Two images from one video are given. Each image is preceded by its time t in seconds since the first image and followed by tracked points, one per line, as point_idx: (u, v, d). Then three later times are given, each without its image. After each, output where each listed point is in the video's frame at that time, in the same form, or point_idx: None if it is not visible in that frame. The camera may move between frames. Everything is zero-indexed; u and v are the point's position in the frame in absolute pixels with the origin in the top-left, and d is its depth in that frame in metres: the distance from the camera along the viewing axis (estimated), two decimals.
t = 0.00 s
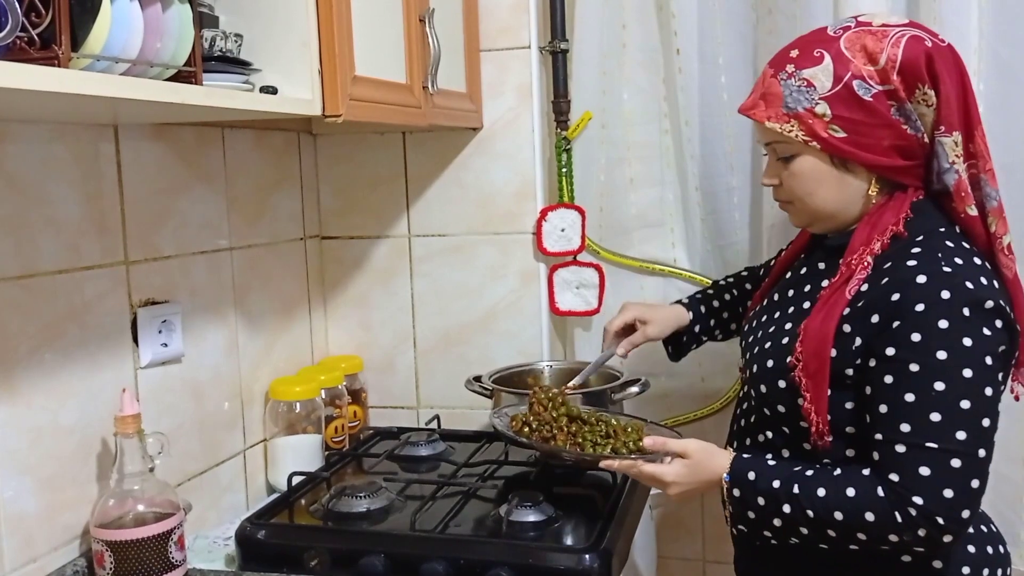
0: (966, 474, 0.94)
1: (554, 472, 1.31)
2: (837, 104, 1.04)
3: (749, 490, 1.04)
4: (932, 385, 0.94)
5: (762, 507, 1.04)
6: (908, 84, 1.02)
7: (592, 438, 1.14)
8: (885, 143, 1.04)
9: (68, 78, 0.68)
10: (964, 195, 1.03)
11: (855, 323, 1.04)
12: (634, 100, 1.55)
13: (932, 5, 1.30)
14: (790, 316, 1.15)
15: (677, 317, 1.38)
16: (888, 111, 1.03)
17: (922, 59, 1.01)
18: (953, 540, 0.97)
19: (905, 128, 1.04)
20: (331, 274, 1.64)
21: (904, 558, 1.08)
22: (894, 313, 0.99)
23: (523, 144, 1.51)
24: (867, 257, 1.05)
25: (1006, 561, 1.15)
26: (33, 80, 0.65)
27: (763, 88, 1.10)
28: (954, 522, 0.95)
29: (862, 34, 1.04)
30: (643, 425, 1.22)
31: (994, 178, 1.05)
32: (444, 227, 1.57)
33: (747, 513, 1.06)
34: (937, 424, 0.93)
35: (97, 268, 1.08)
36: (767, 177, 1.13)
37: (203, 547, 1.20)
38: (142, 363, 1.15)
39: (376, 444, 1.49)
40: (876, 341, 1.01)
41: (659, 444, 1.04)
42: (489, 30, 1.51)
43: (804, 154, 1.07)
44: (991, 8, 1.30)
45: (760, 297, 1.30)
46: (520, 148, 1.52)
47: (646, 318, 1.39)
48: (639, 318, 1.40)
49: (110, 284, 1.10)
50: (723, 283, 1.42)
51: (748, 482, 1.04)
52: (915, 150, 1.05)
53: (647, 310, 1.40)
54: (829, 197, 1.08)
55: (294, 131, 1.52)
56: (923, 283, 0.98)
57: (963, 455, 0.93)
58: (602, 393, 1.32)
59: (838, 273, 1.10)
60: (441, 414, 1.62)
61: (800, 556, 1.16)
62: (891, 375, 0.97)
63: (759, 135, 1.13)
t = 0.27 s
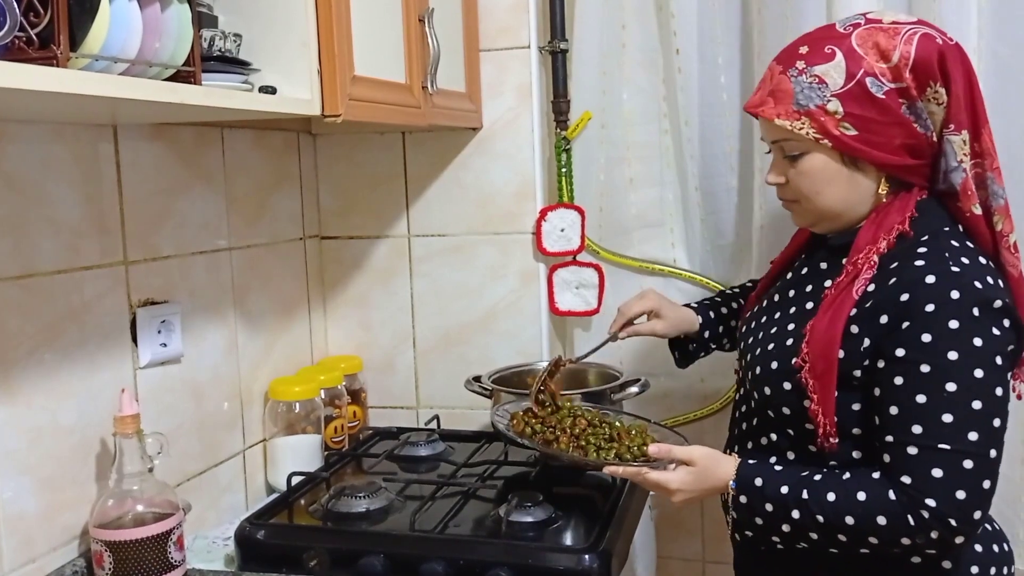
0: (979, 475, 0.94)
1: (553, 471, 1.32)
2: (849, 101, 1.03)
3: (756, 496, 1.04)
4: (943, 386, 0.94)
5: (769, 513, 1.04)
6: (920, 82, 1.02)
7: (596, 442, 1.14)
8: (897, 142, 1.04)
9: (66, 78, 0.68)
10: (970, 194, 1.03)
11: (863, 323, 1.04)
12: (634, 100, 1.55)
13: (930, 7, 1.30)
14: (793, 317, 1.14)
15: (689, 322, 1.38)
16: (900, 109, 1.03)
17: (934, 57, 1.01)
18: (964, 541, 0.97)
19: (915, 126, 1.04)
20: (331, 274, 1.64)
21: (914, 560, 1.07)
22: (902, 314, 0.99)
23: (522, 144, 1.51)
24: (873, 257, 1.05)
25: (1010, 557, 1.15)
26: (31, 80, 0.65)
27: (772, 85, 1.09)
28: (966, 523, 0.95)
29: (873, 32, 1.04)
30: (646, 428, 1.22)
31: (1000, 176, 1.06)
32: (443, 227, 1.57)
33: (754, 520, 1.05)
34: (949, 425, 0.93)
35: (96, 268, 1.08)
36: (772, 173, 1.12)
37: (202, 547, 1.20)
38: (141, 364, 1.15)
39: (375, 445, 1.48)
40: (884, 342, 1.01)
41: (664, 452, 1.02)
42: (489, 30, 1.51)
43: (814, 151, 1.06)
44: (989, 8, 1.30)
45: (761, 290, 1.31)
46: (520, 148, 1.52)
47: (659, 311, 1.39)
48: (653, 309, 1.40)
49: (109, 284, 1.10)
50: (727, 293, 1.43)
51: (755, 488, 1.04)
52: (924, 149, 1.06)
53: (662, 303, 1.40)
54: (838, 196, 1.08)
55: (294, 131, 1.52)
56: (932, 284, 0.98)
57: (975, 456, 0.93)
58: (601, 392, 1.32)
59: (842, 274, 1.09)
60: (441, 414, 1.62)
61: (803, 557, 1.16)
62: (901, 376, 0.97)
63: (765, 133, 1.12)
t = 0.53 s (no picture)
0: (989, 477, 0.94)
1: (553, 471, 1.32)
2: (857, 100, 1.03)
3: (763, 498, 1.04)
4: (954, 387, 0.94)
5: (777, 515, 1.04)
6: (928, 82, 1.02)
7: (601, 444, 1.14)
8: (904, 141, 1.04)
9: (66, 78, 0.68)
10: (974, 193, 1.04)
11: (870, 325, 1.03)
12: (634, 100, 1.55)
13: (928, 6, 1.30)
14: (797, 318, 1.14)
15: (701, 322, 1.39)
16: (908, 109, 1.03)
17: (942, 56, 1.01)
18: (974, 543, 0.98)
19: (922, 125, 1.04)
20: (330, 274, 1.64)
21: (921, 561, 1.07)
22: (910, 315, 0.99)
23: (522, 144, 1.51)
24: (879, 257, 1.05)
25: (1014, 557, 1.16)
26: (31, 79, 0.65)
27: (778, 84, 1.08)
28: (977, 525, 0.95)
29: (880, 31, 1.04)
30: (649, 429, 1.22)
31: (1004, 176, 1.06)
32: (443, 227, 1.57)
33: (761, 522, 1.05)
34: (959, 427, 0.93)
35: (95, 268, 1.07)
36: (775, 174, 1.12)
37: (202, 547, 1.20)
38: (141, 364, 1.15)
39: (375, 445, 1.48)
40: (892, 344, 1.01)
41: (670, 452, 1.03)
42: (489, 30, 1.51)
43: (820, 151, 1.06)
44: (990, 8, 1.30)
45: (761, 290, 1.31)
46: (520, 148, 1.51)
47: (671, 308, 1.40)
48: (665, 305, 1.40)
49: (109, 284, 1.10)
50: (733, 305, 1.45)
51: (762, 490, 1.04)
52: (930, 149, 1.06)
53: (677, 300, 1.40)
54: (844, 196, 1.07)
55: (294, 131, 1.52)
56: (940, 284, 0.97)
57: (985, 457, 0.94)
58: (602, 394, 1.32)
59: (846, 274, 1.09)
60: (440, 414, 1.62)
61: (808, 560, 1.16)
62: (910, 378, 0.97)
63: (769, 133, 1.11)
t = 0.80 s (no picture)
0: (992, 479, 0.94)
1: (553, 471, 1.32)
2: (860, 99, 1.03)
3: (765, 500, 1.04)
4: (959, 389, 0.94)
5: (779, 518, 1.04)
6: (931, 81, 1.02)
7: (601, 448, 1.13)
8: (908, 141, 1.04)
9: (67, 78, 0.68)
10: (979, 194, 1.04)
11: (874, 326, 1.04)
12: (634, 100, 1.55)
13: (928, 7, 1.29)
14: (800, 318, 1.14)
15: (700, 334, 1.39)
16: (911, 108, 1.03)
17: (946, 56, 1.02)
18: (976, 545, 0.98)
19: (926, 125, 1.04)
20: (330, 274, 1.64)
21: (923, 562, 1.07)
22: (916, 316, 0.99)
23: (522, 144, 1.51)
24: (884, 257, 1.05)
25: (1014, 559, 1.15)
26: (32, 80, 0.65)
27: (781, 83, 1.09)
28: (979, 527, 0.95)
29: (883, 30, 1.05)
30: (649, 433, 1.22)
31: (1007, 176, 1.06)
32: (443, 227, 1.57)
33: (763, 525, 1.05)
34: (964, 428, 0.93)
35: (96, 268, 1.08)
36: (777, 173, 1.12)
37: (202, 547, 1.20)
38: (141, 364, 1.15)
39: (375, 444, 1.49)
40: (897, 344, 1.01)
41: (671, 454, 1.01)
42: (489, 30, 1.52)
43: (823, 150, 1.06)
44: (990, 8, 1.30)
45: (762, 291, 1.31)
46: (520, 148, 1.52)
47: (671, 320, 1.40)
48: (665, 318, 1.40)
49: (109, 284, 1.10)
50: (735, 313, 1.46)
51: (764, 492, 1.04)
52: (934, 149, 1.06)
53: (676, 312, 1.40)
54: (846, 195, 1.07)
55: (294, 131, 1.52)
56: (946, 285, 0.98)
57: (989, 459, 0.94)
58: (600, 396, 1.32)
59: (851, 275, 1.09)
60: (441, 414, 1.62)
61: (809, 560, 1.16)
62: (915, 379, 0.97)
63: (772, 132, 1.11)
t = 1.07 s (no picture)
0: (991, 481, 0.94)
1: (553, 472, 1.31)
2: (861, 99, 1.03)
3: (763, 504, 1.04)
4: (958, 391, 0.93)
5: (777, 521, 1.04)
6: (932, 80, 1.02)
7: (598, 452, 1.14)
8: (910, 140, 1.04)
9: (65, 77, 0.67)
10: (981, 194, 1.04)
11: (874, 327, 1.03)
12: (634, 100, 1.54)
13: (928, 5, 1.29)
14: (800, 319, 1.14)
15: (722, 339, 1.39)
16: (912, 107, 1.02)
17: (947, 54, 1.01)
18: (975, 547, 0.97)
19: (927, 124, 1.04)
20: (329, 274, 1.63)
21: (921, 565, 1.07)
22: (915, 317, 0.98)
23: (521, 144, 1.51)
24: (884, 259, 1.05)
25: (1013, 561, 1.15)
26: (29, 79, 0.64)
27: (781, 83, 1.08)
28: (978, 529, 0.95)
29: (884, 28, 1.04)
30: (647, 435, 1.23)
31: (1008, 176, 1.06)
32: (442, 227, 1.57)
33: (761, 528, 1.05)
34: (963, 430, 0.93)
35: (93, 268, 1.07)
36: (778, 174, 1.11)
37: (200, 548, 1.19)
38: (139, 364, 1.15)
39: (375, 445, 1.48)
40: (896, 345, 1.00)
41: (670, 458, 1.01)
42: (488, 30, 1.51)
43: (824, 150, 1.05)
44: (991, 8, 1.29)
45: (765, 293, 1.31)
46: (519, 148, 1.51)
47: (692, 335, 1.38)
48: (685, 334, 1.39)
49: (107, 285, 1.09)
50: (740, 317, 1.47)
51: (762, 496, 1.04)
52: (935, 148, 1.05)
53: (694, 325, 1.39)
54: (849, 196, 1.07)
55: (293, 130, 1.51)
56: (945, 286, 0.97)
57: (988, 462, 0.93)
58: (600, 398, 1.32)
59: (851, 275, 1.09)
60: (440, 414, 1.62)
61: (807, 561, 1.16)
62: (914, 380, 0.96)
63: (773, 133, 1.11)
